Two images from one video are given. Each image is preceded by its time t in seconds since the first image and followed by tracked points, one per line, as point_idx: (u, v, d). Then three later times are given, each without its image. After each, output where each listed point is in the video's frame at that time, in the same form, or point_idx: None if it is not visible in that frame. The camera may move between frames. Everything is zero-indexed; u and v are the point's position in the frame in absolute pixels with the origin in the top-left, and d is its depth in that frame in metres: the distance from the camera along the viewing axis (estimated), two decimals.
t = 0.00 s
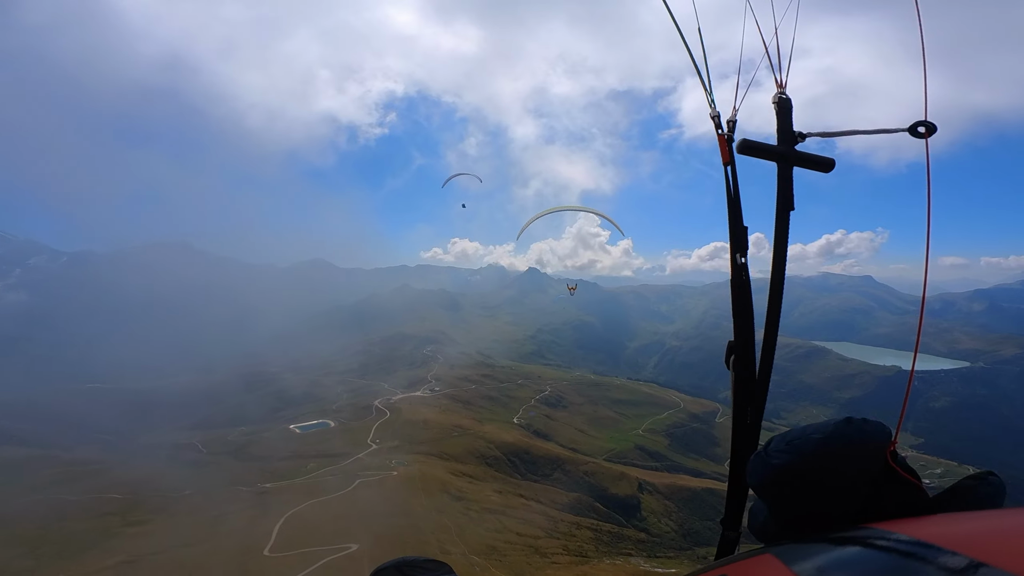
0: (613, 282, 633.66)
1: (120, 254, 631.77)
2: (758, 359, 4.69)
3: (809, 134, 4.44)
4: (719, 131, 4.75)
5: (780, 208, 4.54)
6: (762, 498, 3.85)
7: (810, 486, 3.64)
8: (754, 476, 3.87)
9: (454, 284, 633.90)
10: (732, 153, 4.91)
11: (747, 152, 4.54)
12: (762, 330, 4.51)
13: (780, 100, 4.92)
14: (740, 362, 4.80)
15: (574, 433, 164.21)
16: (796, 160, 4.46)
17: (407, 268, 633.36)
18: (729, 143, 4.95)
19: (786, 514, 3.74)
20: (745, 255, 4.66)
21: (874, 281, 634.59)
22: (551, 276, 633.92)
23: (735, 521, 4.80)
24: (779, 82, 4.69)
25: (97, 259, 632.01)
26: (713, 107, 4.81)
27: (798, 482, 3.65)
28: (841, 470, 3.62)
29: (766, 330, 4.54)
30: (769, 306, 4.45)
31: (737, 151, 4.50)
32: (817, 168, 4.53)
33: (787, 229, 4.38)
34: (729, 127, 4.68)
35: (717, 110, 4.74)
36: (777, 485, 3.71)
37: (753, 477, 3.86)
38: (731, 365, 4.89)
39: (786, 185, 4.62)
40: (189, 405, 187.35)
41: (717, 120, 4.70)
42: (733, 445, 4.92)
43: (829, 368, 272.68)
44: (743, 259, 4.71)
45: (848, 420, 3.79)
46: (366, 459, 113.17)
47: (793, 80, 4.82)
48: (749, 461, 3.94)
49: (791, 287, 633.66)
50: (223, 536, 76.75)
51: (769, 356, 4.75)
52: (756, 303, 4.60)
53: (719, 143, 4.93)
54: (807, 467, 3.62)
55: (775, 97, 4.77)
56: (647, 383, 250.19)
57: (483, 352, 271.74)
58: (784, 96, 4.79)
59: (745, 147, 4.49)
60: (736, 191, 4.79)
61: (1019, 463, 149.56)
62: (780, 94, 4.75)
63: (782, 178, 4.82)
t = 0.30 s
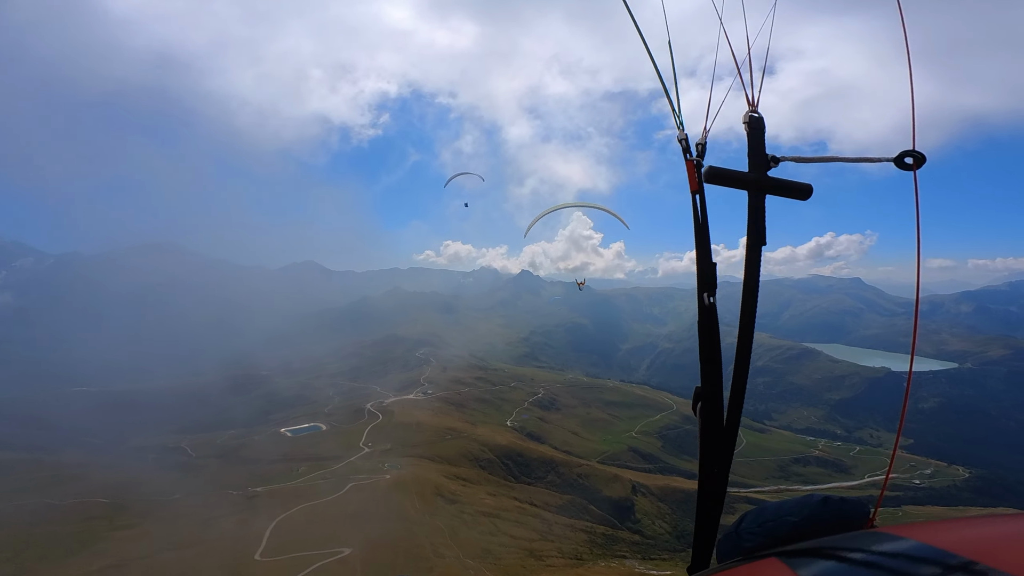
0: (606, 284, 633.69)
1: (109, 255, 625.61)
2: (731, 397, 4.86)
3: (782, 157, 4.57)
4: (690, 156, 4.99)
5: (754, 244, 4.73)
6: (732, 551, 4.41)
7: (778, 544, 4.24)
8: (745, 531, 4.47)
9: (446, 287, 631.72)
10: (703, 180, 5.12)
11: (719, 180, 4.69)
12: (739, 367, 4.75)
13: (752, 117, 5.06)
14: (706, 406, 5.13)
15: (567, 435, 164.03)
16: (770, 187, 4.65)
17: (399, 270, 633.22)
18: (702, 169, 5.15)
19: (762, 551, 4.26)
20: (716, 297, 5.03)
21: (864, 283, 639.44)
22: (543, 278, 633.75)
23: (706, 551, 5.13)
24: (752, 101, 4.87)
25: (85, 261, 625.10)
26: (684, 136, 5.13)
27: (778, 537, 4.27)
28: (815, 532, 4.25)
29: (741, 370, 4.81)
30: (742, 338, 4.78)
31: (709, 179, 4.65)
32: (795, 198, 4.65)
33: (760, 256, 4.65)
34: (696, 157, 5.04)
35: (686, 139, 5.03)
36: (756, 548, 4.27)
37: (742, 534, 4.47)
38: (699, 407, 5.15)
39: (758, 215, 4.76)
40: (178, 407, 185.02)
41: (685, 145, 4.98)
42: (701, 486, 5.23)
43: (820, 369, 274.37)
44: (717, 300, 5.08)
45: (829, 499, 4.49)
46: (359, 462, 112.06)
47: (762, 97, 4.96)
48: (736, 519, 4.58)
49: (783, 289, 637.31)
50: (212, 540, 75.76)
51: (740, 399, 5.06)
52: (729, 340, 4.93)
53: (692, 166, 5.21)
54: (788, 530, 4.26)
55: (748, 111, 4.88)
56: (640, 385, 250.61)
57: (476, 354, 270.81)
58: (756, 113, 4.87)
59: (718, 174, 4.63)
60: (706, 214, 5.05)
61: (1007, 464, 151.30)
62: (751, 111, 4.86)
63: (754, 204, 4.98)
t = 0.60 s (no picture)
0: (596, 284, 633.85)
1: (90, 256, 614.80)
2: (681, 403, 5.07)
3: (732, 172, 4.83)
4: (650, 168, 5.46)
5: (702, 261, 5.00)
6: (668, 561, 4.49)
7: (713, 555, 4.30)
8: (684, 542, 4.53)
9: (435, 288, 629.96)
10: (662, 198, 5.39)
11: (675, 193, 4.92)
12: (689, 375, 5.08)
13: (711, 131, 5.35)
14: (660, 418, 5.43)
15: (557, 436, 163.70)
16: (717, 202, 4.92)
17: (389, 270, 633.47)
18: (660, 186, 5.47)
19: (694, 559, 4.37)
20: (670, 313, 5.27)
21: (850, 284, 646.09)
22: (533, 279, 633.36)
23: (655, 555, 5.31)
24: (709, 111, 5.17)
25: (66, 262, 614.34)
26: (645, 150, 5.49)
27: (711, 546, 4.34)
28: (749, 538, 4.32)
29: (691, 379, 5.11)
30: (689, 347, 5.12)
31: (666, 194, 4.89)
32: (749, 212, 4.87)
33: (708, 266, 4.94)
34: (659, 169, 5.33)
35: (649, 153, 5.38)
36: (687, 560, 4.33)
37: (680, 545, 4.51)
38: (654, 421, 5.45)
39: (712, 230, 5.05)
40: (162, 409, 181.96)
41: (650, 160, 5.31)
42: (655, 497, 5.50)
43: (807, 369, 276.91)
44: (677, 316, 5.29)
45: (761, 512, 4.52)
46: (347, 463, 110.80)
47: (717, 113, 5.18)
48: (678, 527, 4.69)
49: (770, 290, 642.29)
50: (196, 544, 74.20)
51: (691, 407, 5.26)
52: (680, 347, 5.21)
53: (652, 176, 5.48)
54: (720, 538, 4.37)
55: (703, 124, 5.13)
56: (629, 385, 251.05)
57: (465, 355, 269.27)
58: (711, 127, 5.10)
59: (672, 190, 4.88)
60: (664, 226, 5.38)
61: (988, 462, 153.63)
62: (705, 127, 5.12)
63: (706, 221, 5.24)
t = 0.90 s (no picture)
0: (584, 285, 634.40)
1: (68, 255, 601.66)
2: (712, 394, 5.12)
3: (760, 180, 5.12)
4: (690, 181, 5.71)
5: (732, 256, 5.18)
6: (690, 520, 4.40)
7: (735, 530, 4.16)
8: (705, 502, 4.41)
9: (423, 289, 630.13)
10: (700, 205, 5.60)
11: (712, 198, 5.21)
12: (718, 360, 5.21)
13: (748, 146, 5.61)
14: (690, 401, 5.41)
15: (546, 436, 163.80)
16: (753, 207, 5.14)
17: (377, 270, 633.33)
18: (698, 196, 5.70)
19: (717, 526, 4.23)
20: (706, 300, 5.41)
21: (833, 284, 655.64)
22: (521, 279, 633.64)
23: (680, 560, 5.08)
24: (744, 130, 5.50)
25: (44, 262, 601.18)
26: (686, 163, 5.79)
27: (724, 509, 4.22)
28: (771, 506, 4.18)
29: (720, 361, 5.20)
30: (724, 334, 5.24)
31: (707, 197, 5.13)
32: (775, 218, 5.16)
33: (737, 265, 5.14)
34: (697, 183, 5.54)
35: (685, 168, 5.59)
36: (714, 533, 4.20)
37: (703, 506, 4.38)
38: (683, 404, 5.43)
39: (744, 234, 5.22)
40: (144, 411, 178.59)
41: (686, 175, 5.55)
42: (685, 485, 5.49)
43: (791, 367, 280.41)
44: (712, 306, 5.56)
45: (780, 479, 4.35)
46: (335, 465, 109.35)
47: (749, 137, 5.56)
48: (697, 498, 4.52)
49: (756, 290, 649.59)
50: (180, 548, 72.71)
51: (721, 397, 5.28)
52: (712, 342, 5.30)
53: (691, 186, 5.77)
54: (748, 506, 4.19)
55: (738, 141, 5.40)
56: (617, 384, 252.16)
57: (453, 355, 268.41)
58: (748, 140, 5.40)
59: (708, 195, 5.20)
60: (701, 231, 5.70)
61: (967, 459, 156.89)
62: (741, 143, 5.41)
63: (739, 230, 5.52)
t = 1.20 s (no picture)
0: (572, 286, 634.19)
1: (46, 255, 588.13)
2: (767, 397, 5.12)
3: (818, 207, 4.95)
4: (746, 201, 5.43)
5: (785, 273, 5.22)
6: (746, 489, 4.60)
7: (793, 504, 4.41)
8: (761, 474, 4.58)
9: (411, 290, 632.09)
10: (755, 217, 5.36)
11: (772, 217, 5.05)
12: (774, 366, 5.18)
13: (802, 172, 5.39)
14: (747, 394, 5.46)
15: (536, 436, 163.55)
16: (810, 226, 5.05)
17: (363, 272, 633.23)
18: (752, 206, 5.47)
19: (777, 498, 4.43)
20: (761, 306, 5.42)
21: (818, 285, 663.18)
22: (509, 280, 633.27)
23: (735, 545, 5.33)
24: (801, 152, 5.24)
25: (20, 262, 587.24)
26: (745, 184, 5.48)
27: (775, 479, 4.44)
28: (828, 479, 4.40)
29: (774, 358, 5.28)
30: (779, 342, 5.18)
31: (764, 216, 5.01)
32: (822, 237, 5.09)
33: (796, 274, 5.05)
34: (753, 199, 5.29)
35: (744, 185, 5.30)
36: (768, 502, 4.45)
37: (756, 478, 4.58)
38: (739, 394, 5.51)
39: (801, 252, 5.08)
40: (126, 414, 175.32)
41: (744, 193, 5.27)
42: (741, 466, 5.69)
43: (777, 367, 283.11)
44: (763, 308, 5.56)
45: (837, 456, 4.53)
46: (324, 467, 108.05)
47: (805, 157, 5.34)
48: (748, 468, 4.72)
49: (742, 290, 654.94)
50: (164, 551, 71.27)
51: (770, 400, 5.34)
52: (765, 352, 5.29)
53: (745, 205, 5.48)
54: (808, 479, 4.41)
55: (794, 168, 5.16)
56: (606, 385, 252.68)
57: (442, 356, 267.07)
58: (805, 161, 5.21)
59: (766, 214, 5.03)
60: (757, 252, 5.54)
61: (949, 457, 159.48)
62: (797, 169, 5.19)
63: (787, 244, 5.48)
